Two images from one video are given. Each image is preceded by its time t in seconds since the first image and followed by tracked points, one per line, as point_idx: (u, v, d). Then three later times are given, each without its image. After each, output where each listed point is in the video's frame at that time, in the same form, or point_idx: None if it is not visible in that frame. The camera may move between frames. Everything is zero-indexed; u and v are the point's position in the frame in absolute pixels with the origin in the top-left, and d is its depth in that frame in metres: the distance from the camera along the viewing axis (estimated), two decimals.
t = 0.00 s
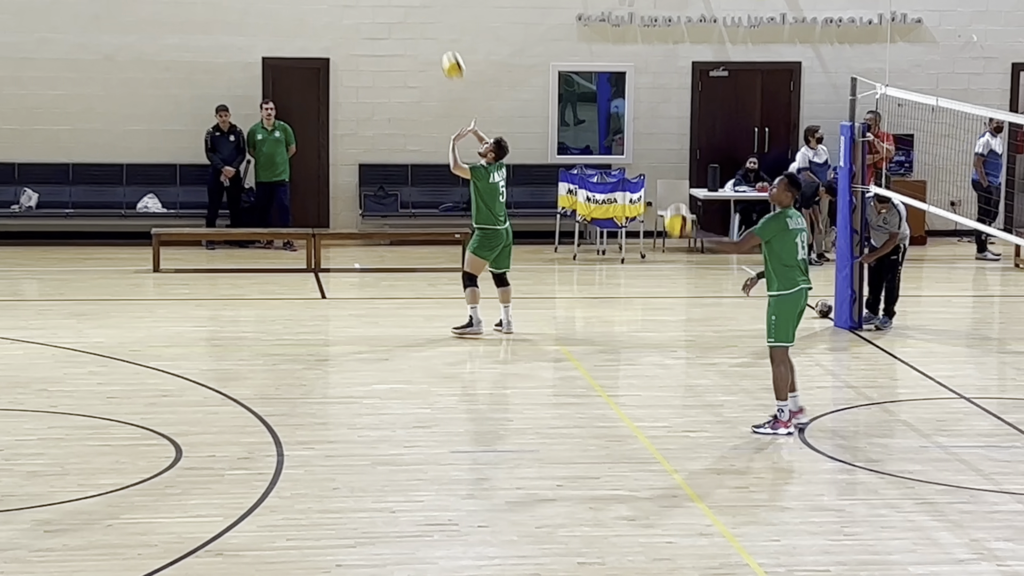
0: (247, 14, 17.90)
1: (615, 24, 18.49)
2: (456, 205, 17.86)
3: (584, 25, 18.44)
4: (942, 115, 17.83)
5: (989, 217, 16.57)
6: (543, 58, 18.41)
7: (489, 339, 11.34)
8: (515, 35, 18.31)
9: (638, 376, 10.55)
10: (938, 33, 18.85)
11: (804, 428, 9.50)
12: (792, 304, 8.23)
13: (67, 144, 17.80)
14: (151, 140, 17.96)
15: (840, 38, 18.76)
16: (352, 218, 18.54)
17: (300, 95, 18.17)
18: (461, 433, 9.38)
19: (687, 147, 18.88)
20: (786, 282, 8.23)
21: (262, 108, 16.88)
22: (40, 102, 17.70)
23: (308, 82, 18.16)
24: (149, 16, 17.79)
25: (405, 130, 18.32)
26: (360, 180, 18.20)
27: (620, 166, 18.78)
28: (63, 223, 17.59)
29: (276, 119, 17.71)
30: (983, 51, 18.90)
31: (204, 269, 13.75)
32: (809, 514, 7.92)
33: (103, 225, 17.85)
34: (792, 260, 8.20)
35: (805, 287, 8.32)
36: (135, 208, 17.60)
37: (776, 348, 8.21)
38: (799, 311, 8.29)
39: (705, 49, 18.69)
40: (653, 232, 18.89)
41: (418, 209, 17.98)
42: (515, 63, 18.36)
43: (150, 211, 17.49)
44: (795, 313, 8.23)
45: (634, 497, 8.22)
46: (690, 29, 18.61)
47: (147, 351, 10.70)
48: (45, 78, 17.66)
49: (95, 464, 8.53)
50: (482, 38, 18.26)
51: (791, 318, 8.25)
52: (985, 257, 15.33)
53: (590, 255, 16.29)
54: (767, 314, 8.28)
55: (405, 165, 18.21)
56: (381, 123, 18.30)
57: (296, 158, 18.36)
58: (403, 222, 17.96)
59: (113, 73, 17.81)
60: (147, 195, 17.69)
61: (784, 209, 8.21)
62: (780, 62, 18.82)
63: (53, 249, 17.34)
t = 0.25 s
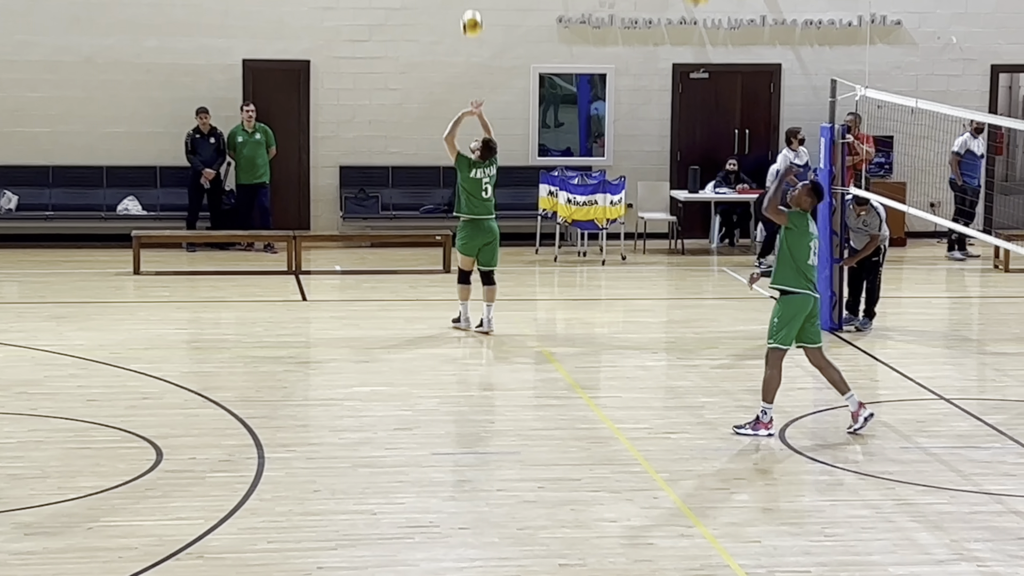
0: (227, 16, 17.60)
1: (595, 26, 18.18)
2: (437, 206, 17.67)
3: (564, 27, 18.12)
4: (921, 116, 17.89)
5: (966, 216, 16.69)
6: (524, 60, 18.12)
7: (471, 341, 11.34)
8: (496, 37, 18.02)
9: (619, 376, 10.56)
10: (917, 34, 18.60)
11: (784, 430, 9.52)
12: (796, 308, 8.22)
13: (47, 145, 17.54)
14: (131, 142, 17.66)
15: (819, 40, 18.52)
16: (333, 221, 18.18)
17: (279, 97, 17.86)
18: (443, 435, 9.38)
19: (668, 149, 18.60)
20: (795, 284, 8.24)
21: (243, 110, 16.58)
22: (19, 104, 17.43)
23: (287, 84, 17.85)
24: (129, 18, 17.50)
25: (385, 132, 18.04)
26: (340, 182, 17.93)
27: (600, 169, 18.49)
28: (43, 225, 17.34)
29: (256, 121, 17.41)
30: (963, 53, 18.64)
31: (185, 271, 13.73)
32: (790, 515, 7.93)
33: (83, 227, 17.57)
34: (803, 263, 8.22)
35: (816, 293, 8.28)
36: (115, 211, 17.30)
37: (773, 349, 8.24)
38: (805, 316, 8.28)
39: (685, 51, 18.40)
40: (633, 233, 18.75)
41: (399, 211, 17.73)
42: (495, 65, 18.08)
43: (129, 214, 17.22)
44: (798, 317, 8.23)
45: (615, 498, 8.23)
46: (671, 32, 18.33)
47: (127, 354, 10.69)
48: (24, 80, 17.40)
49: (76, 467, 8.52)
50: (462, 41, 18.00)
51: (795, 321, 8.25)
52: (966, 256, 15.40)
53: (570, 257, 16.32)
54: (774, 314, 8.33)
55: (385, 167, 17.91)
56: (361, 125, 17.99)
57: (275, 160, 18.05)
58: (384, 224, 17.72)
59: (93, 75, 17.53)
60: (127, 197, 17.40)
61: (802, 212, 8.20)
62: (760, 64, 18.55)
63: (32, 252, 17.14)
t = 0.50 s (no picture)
0: (207, 20, 17.46)
1: (574, 29, 18.15)
2: (417, 210, 17.60)
3: (544, 30, 18.05)
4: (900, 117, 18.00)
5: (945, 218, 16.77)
6: (504, 63, 18.03)
7: (452, 344, 11.33)
8: (476, 40, 17.95)
9: (599, 379, 10.57)
10: (895, 37, 18.62)
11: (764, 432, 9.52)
12: (814, 311, 8.24)
13: (26, 149, 17.33)
14: (110, 145, 17.46)
15: (798, 44, 18.50)
16: (312, 224, 18.04)
17: (259, 101, 17.73)
18: (422, 438, 9.38)
19: (648, 152, 18.53)
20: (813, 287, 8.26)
21: (222, 113, 16.48)
22: None
23: (267, 88, 17.71)
24: (108, 21, 17.31)
25: (365, 135, 17.93)
26: (320, 186, 17.81)
27: (580, 171, 18.43)
28: (22, 229, 17.18)
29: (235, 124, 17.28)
30: (940, 56, 18.67)
31: (165, 274, 13.72)
32: (770, 517, 7.94)
33: (61, 232, 17.35)
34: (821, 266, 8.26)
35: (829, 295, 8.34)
36: (94, 214, 17.17)
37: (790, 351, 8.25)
38: (821, 319, 8.30)
39: (665, 54, 18.35)
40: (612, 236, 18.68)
41: (379, 214, 17.63)
42: (476, 68, 17.99)
43: (109, 217, 17.07)
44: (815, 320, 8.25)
45: (595, 501, 8.23)
46: (650, 35, 18.30)
47: (107, 358, 10.67)
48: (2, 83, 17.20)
49: (54, 471, 8.49)
50: (442, 44, 17.89)
51: (811, 325, 8.27)
52: (945, 258, 15.46)
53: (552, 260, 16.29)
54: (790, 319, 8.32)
55: (365, 170, 17.80)
56: (341, 128, 17.89)
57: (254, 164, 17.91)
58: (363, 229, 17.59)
59: (73, 79, 17.31)
60: (107, 201, 17.24)
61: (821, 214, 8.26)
62: (739, 67, 18.50)
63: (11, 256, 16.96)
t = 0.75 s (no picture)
0: (186, 24, 17.41)
1: (553, 33, 18.08)
2: (397, 214, 17.65)
3: (523, 34, 18.01)
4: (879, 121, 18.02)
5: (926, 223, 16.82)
6: (483, 67, 18.01)
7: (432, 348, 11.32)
8: (455, 44, 17.92)
9: (578, 383, 10.58)
10: (874, 41, 18.64)
11: (744, 435, 9.53)
12: (811, 311, 8.20)
13: (4, 153, 17.24)
14: (89, 150, 17.38)
15: (778, 47, 18.51)
16: (291, 229, 18.03)
17: (238, 105, 17.68)
18: (402, 442, 9.37)
19: (627, 155, 18.49)
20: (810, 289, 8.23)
21: (201, 117, 16.47)
22: None
23: (246, 92, 17.66)
24: (86, 26, 17.23)
25: (344, 139, 17.85)
26: (299, 190, 17.77)
27: (560, 175, 18.37)
28: None
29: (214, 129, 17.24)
30: (920, 60, 18.72)
31: (144, 279, 13.69)
32: (750, 520, 7.95)
33: (39, 236, 17.30)
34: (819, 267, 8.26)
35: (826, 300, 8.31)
36: (73, 219, 17.12)
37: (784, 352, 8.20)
38: (818, 322, 8.25)
39: (644, 58, 18.32)
40: (592, 240, 18.66)
41: (359, 219, 17.62)
42: (455, 72, 17.96)
43: (87, 222, 17.04)
44: (812, 321, 8.20)
45: (575, 505, 8.23)
46: (629, 39, 18.26)
47: (85, 362, 10.65)
48: None
49: (32, 477, 8.46)
50: (422, 48, 17.85)
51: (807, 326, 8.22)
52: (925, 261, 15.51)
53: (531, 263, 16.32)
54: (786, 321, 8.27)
55: (344, 175, 17.78)
56: (320, 132, 17.82)
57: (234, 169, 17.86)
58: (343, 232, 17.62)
59: (51, 83, 17.24)
60: (85, 205, 17.20)
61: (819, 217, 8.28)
62: (718, 71, 18.51)
63: None
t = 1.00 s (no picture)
0: (164, 28, 17.33)
1: (533, 38, 18.07)
2: (376, 219, 17.52)
3: (502, 39, 17.99)
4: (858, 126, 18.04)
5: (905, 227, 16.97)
6: (463, 71, 17.99)
7: (412, 353, 11.31)
8: (434, 49, 17.88)
9: (557, 387, 10.58)
10: (853, 45, 18.67)
11: (723, 439, 9.53)
12: (798, 318, 8.21)
13: None
14: (67, 154, 17.27)
15: (756, 52, 18.52)
16: (271, 234, 17.93)
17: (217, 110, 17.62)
18: (381, 447, 9.36)
19: (607, 159, 18.48)
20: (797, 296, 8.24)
21: (180, 122, 16.42)
22: None
23: (225, 97, 17.61)
24: (64, 30, 17.12)
25: (323, 144, 17.80)
26: (278, 195, 17.70)
27: (540, 180, 18.32)
28: None
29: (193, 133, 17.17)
30: (898, 64, 18.77)
31: (123, 284, 13.66)
32: (729, 525, 7.95)
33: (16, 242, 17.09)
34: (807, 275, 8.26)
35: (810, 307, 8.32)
36: (50, 223, 16.91)
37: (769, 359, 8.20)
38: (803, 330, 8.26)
39: (623, 62, 18.32)
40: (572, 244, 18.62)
41: (338, 224, 17.51)
42: (434, 76, 17.93)
43: (65, 227, 16.81)
44: (796, 328, 8.20)
45: (555, 509, 8.23)
46: (608, 43, 18.25)
47: (63, 368, 10.62)
48: None
49: (9, 483, 8.42)
50: (401, 52, 17.81)
51: (792, 333, 8.22)
52: (906, 265, 15.57)
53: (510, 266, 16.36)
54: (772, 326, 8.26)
55: (323, 180, 17.71)
56: (299, 137, 17.77)
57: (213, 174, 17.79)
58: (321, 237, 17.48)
59: (29, 88, 17.13)
60: (63, 210, 17.01)
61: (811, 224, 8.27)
62: (697, 75, 18.52)
63: None
